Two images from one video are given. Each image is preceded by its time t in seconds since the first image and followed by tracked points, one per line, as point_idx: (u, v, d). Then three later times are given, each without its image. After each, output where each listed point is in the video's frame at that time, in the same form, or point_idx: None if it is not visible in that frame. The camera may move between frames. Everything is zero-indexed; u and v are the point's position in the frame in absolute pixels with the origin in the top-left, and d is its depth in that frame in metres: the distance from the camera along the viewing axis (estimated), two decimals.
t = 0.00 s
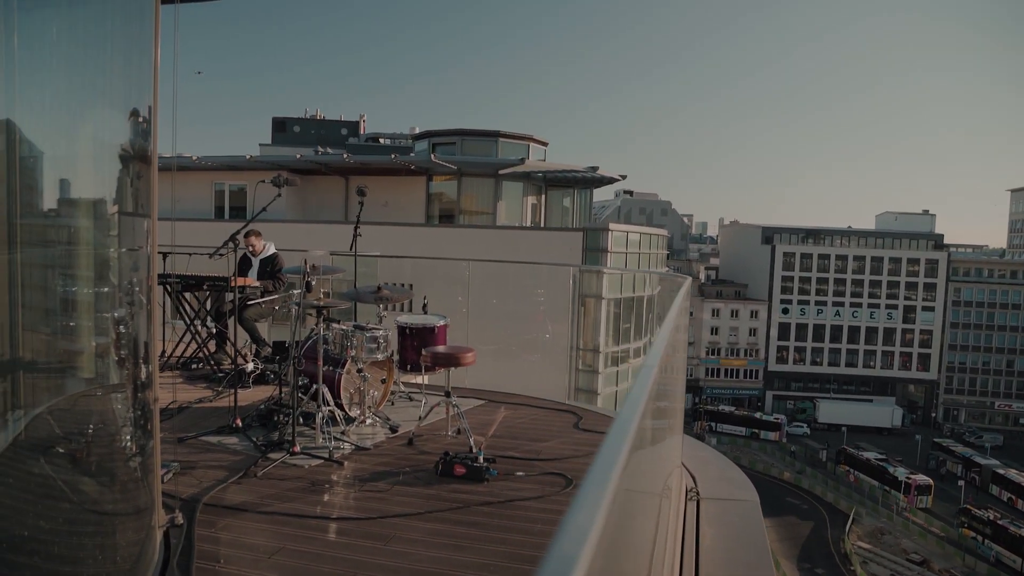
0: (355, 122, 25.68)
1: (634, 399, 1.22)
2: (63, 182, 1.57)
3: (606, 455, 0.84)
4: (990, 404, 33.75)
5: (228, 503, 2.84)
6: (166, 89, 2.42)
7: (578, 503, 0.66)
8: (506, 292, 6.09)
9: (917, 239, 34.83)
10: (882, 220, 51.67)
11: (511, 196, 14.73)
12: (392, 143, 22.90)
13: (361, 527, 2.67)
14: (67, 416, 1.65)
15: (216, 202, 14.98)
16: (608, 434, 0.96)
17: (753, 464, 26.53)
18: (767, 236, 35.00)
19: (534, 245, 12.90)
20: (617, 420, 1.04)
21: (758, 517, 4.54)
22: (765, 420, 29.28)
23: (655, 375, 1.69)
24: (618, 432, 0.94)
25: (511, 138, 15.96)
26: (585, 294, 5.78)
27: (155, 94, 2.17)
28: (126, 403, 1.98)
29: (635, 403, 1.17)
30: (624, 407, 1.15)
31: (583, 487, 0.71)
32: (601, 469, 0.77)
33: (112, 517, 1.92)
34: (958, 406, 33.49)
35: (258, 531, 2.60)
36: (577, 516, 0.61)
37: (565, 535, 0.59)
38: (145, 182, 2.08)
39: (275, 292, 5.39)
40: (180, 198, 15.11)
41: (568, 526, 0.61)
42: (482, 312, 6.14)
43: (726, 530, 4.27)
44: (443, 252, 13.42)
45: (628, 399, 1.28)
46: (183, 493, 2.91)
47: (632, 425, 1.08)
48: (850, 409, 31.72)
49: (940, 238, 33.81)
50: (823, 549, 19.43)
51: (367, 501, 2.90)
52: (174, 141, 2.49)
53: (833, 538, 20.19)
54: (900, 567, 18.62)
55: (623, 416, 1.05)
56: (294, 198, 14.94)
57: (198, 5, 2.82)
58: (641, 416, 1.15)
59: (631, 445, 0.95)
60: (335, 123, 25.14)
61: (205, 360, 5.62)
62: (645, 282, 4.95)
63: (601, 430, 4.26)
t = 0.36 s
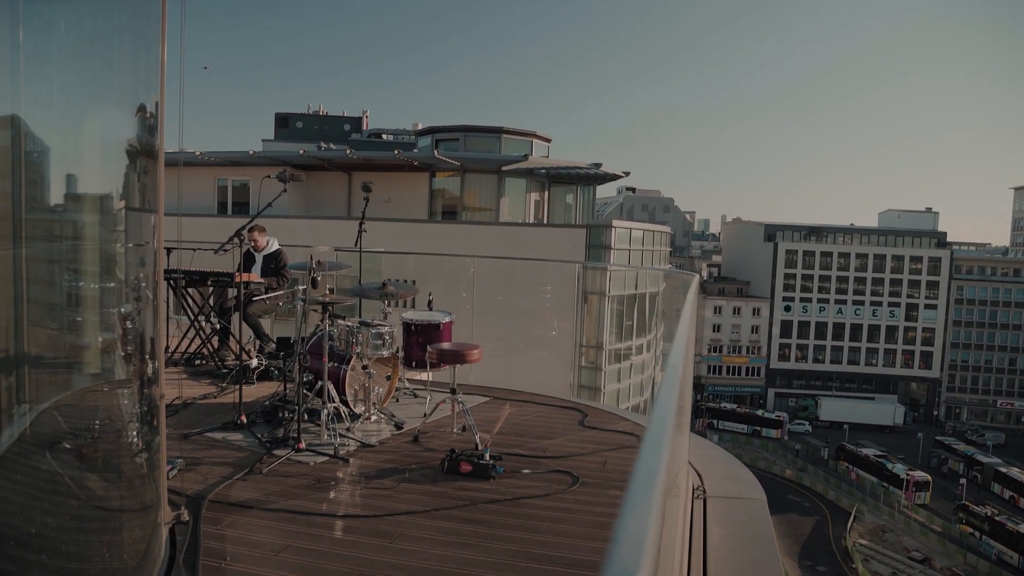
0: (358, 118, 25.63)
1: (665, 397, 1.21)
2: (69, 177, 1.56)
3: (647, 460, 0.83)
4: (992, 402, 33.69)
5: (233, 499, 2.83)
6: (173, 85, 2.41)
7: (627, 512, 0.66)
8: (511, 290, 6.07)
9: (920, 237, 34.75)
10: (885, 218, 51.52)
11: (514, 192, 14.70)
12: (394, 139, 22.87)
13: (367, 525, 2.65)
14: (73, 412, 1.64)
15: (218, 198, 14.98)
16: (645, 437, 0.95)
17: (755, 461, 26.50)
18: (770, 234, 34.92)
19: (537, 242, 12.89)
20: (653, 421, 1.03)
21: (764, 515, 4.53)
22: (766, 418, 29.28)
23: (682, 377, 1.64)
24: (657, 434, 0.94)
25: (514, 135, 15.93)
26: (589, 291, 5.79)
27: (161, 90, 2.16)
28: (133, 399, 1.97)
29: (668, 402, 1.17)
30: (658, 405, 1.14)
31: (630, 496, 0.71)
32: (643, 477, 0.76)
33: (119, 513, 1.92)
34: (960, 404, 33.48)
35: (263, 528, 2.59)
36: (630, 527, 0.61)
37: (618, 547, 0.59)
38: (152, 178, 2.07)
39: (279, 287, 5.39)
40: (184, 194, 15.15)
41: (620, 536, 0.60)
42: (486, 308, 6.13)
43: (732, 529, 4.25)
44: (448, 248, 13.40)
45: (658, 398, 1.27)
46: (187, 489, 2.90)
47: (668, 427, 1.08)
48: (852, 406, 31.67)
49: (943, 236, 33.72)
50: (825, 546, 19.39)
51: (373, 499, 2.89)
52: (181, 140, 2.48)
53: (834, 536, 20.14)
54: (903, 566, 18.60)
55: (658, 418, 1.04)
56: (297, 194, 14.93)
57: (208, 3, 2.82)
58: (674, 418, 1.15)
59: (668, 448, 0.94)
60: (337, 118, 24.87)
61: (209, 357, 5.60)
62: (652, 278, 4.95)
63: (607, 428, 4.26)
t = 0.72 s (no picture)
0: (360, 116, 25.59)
1: (701, 402, 1.20)
2: (76, 177, 1.54)
3: (698, 470, 0.84)
4: (994, 402, 33.60)
5: (239, 500, 2.82)
6: (178, 82, 2.40)
7: (688, 533, 0.65)
8: (515, 290, 6.04)
9: (922, 237, 34.71)
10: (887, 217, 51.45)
11: (516, 191, 14.69)
12: (396, 138, 22.81)
13: (373, 526, 2.64)
14: (79, 411, 1.63)
15: (220, 197, 14.97)
16: (687, 446, 0.95)
17: (756, 461, 26.46)
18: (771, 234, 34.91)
19: (538, 241, 12.88)
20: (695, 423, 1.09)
21: (770, 517, 4.51)
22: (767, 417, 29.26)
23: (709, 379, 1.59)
24: (701, 443, 0.94)
25: (516, 134, 15.92)
26: (590, 291, 5.79)
27: (167, 88, 2.15)
28: (139, 398, 1.95)
29: (707, 406, 1.18)
30: (696, 410, 1.15)
31: (686, 518, 0.69)
32: (697, 490, 0.76)
33: (125, 514, 1.90)
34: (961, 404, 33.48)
35: (267, 528, 2.57)
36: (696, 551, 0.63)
37: (687, 567, 0.59)
38: (159, 177, 2.06)
39: (283, 285, 5.38)
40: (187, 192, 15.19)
41: (687, 559, 0.61)
42: (489, 308, 6.11)
43: (738, 530, 4.24)
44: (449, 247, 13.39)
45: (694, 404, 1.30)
46: (192, 490, 2.89)
47: (708, 432, 1.07)
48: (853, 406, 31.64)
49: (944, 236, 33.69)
50: (826, 546, 19.37)
51: (378, 500, 2.88)
52: (185, 138, 2.47)
53: (836, 536, 20.10)
54: (903, 566, 18.58)
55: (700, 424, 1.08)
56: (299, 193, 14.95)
57: (213, 4, 2.82)
58: (715, 424, 1.14)
59: (713, 457, 0.94)
60: (339, 117, 24.92)
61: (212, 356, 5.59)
62: (655, 278, 4.92)
63: (612, 428, 4.24)
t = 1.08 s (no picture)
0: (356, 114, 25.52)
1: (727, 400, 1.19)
2: (72, 174, 1.52)
3: (734, 465, 0.84)
4: (987, 399, 33.73)
5: (236, 499, 2.80)
6: (176, 81, 2.38)
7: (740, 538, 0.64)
8: (513, 289, 6.02)
9: (916, 235, 34.86)
10: (882, 216, 51.60)
11: (512, 189, 14.67)
12: (392, 135, 22.78)
13: (373, 525, 2.63)
14: (76, 410, 1.61)
15: (216, 194, 14.90)
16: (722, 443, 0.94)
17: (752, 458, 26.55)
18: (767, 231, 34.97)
19: (535, 240, 12.87)
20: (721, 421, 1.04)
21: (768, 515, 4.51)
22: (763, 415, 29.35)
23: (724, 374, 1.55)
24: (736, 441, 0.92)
25: (513, 132, 15.91)
26: (587, 289, 5.77)
27: (165, 86, 2.13)
28: (137, 396, 1.94)
29: (731, 401, 1.18)
30: (720, 404, 1.15)
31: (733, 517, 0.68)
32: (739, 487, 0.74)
33: (123, 513, 1.89)
34: (955, 402, 33.75)
35: (266, 528, 2.56)
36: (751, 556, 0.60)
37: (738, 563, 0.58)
38: (156, 175, 2.04)
39: (279, 283, 5.35)
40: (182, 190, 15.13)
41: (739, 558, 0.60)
42: (487, 306, 6.10)
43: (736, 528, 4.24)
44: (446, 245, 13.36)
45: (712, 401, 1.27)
46: (190, 489, 2.87)
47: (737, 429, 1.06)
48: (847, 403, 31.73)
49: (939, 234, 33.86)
50: (821, 543, 19.44)
51: (378, 499, 2.86)
52: (183, 136, 2.44)
53: (831, 533, 20.14)
54: (897, 563, 18.69)
55: (730, 422, 1.05)
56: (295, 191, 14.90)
57: (213, 2, 2.81)
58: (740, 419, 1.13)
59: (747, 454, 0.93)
60: (335, 114, 24.83)
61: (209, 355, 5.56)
62: (653, 276, 4.92)
63: (612, 426, 4.24)
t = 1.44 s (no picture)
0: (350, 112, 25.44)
1: (741, 381, 1.17)
2: (68, 172, 1.51)
3: (753, 430, 0.84)
4: (980, 396, 33.85)
5: (234, 499, 2.78)
6: (174, 79, 2.38)
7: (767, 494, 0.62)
8: (509, 288, 6.02)
9: (910, 232, 35.08)
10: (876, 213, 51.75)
11: (507, 186, 14.66)
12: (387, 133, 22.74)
13: (372, 526, 2.62)
14: (73, 410, 1.59)
15: (210, 193, 14.82)
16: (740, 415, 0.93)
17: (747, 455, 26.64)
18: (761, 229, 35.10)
19: (533, 239, 12.88)
20: (736, 396, 1.04)
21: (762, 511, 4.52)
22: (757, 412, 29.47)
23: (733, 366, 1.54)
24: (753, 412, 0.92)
25: (508, 129, 15.89)
26: (582, 286, 5.78)
27: (162, 85, 2.12)
28: (134, 396, 1.93)
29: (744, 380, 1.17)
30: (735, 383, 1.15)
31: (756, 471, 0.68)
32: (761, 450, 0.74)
33: (119, 514, 1.87)
34: (948, 399, 33.76)
35: (265, 528, 2.55)
36: (778, 504, 0.59)
37: (767, 513, 0.58)
38: (153, 174, 2.03)
39: (274, 282, 5.32)
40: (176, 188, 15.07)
41: (768, 508, 0.60)
42: (484, 304, 6.09)
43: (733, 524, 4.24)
44: (442, 243, 13.33)
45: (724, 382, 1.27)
46: (188, 489, 2.86)
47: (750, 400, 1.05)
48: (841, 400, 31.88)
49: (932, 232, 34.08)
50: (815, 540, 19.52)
51: (376, 499, 2.85)
52: (182, 134, 2.44)
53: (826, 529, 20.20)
54: (891, 559, 18.84)
55: (744, 397, 1.05)
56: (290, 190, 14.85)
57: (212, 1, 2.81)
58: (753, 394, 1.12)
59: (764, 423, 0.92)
60: (329, 112, 24.74)
61: (204, 354, 5.52)
62: (648, 274, 4.95)
63: (610, 425, 4.24)
